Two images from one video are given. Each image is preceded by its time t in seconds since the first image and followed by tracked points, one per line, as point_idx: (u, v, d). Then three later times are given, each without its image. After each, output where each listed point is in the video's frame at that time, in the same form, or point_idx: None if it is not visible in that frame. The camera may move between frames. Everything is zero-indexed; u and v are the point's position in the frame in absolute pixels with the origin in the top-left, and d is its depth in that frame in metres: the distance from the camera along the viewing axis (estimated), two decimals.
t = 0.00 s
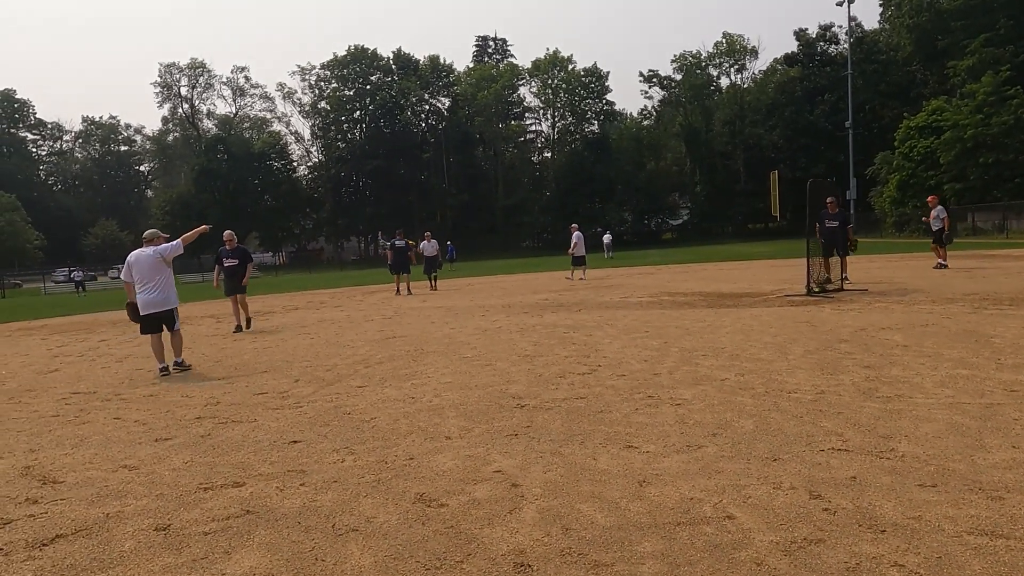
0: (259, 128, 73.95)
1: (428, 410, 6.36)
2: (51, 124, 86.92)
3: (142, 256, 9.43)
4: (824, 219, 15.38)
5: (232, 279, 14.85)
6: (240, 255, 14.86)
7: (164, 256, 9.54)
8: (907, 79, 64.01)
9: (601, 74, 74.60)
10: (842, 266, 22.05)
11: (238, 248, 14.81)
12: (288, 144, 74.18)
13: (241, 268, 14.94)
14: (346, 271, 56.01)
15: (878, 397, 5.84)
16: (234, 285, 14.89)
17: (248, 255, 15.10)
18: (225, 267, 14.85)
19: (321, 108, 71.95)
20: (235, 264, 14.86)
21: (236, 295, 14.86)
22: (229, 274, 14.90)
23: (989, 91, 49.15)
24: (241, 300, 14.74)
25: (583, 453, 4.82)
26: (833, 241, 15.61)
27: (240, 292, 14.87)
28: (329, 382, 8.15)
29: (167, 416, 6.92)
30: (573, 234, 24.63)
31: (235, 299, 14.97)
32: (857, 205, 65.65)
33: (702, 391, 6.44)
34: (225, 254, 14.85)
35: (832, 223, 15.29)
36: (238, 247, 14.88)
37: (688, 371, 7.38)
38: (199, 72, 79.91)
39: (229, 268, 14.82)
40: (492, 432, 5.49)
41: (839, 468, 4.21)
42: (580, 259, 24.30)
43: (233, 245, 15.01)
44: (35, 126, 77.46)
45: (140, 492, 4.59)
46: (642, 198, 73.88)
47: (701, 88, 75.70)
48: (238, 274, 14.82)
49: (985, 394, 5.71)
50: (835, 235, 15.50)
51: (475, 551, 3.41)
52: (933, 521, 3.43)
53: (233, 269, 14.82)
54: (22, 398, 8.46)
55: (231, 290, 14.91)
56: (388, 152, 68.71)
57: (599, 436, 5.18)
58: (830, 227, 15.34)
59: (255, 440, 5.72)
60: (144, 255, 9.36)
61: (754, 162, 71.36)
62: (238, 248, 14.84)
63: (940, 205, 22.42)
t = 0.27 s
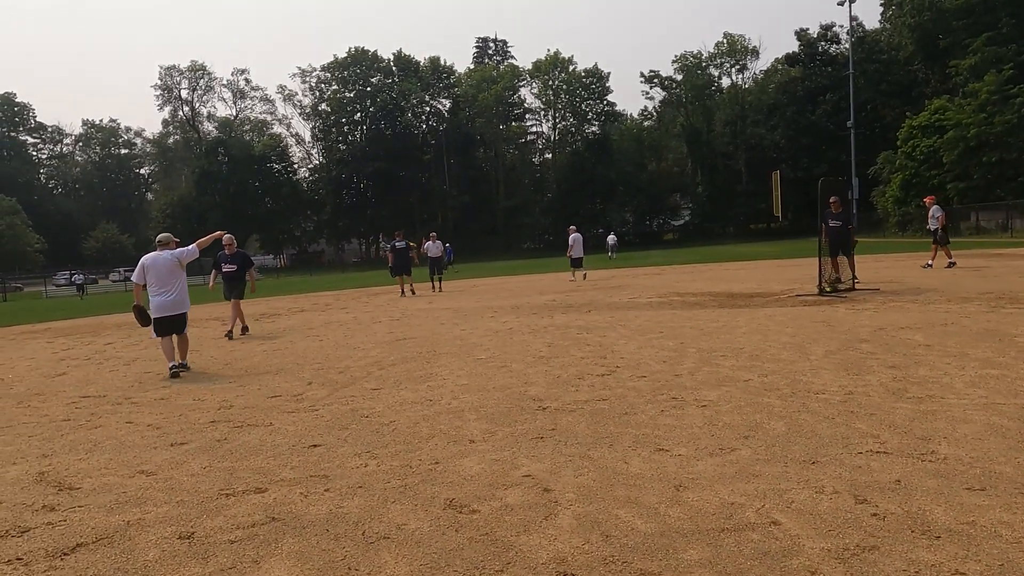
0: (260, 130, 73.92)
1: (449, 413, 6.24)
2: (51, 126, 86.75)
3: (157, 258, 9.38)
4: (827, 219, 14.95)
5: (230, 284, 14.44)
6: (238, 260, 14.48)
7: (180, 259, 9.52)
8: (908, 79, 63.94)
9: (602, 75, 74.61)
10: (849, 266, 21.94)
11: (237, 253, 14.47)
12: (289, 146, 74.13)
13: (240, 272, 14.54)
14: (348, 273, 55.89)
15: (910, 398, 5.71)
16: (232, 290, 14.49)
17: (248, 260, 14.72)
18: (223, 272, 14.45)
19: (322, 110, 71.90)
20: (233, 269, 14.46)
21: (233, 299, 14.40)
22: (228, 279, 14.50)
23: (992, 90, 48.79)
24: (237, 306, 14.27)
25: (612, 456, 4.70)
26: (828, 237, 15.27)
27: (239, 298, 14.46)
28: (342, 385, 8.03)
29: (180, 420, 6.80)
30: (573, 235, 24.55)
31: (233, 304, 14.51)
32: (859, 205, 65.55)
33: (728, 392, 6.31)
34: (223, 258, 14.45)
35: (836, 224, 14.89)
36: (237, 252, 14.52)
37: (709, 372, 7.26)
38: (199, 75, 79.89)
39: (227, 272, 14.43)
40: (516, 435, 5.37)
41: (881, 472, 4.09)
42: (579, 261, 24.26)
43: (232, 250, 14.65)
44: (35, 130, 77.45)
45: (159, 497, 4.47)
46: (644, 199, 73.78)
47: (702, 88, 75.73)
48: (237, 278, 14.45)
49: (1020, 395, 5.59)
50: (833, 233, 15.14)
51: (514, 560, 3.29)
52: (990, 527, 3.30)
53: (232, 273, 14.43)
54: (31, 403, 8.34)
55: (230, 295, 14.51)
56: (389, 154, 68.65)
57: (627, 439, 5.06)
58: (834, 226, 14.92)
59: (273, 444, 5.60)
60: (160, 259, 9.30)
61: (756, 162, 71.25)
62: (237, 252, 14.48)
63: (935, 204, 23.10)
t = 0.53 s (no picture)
0: (257, 131, 73.68)
1: (471, 415, 6.07)
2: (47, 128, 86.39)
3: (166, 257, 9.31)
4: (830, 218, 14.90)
5: (227, 284, 14.03)
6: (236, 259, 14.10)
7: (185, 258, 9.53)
8: (907, 79, 63.96)
9: (600, 76, 74.53)
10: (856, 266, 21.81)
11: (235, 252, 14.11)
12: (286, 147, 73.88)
13: (239, 272, 14.14)
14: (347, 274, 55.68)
15: (947, 400, 5.55)
16: (229, 290, 14.08)
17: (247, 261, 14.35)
18: (221, 272, 14.08)
19: (319, 110, 71.66)
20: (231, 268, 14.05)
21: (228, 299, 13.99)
22: (225, 279, 14.10)
23: (992, 89, 48.63)
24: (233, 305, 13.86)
25: (650, 461, 4.52)
26: (835, 237, 15.14)
27: (236, 298, 14.05)
28: (356, 386, 7.85)
29: (193, 424, 6.61)
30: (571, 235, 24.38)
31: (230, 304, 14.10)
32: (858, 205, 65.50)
33: (757, 393, 6.15)
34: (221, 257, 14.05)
35: (842, 223, 14.80)
36: (236, 251, 14.13)
37: (733, 373, 7.08)
38: (196, 76, 79.63)
39: (225, 272, 14.01)
40: (544, 438, 5.20)
41: (935, 476, 3.92)
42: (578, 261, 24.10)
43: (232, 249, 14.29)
44: (31, 131, 77.10)
45: (180, 506, 4.31)
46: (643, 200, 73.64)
47: (701, 89, 75.73)
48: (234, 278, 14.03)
49: None
50: (839, 233, 15.04)
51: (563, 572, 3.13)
52: None
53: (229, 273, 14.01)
54: (36, 406, 8.15)
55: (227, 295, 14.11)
56: (387, 155, 68.43)
57: (662, 442, 4.89)
58: (840, 225, 14.82)
59: (292, 449, 5.42)
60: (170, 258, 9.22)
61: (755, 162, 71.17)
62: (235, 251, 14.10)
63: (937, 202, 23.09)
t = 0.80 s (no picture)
0: (252, 132, 73.40)
1: (498, 422, 5.96)
2: (41, 130, 85.92)
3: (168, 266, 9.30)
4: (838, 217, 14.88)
5: (228, 291, 13.54)
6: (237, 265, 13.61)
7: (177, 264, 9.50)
8: (902, 78, 64.12)
9: (596, 76, 74.49)
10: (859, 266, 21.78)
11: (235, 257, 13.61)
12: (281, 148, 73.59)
13: (239, 278, 13.66)
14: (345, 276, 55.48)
15: (983, 404, 5.47)
16: (230, 297, 13.60)
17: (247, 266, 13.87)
18: (220, 278, 13.57)
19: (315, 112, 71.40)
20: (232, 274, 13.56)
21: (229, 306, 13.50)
22: (225, 285, 13.60)
23: (988, 89, 48.80)
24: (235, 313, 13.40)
25: (693, 469, 4.42)
26: (840, 238, 15.13)
27: (237, 306, 13.58)
28: (374, 392, 7.75)
29: (213, 431, 6.50)
30: (572, 236, 24.23)
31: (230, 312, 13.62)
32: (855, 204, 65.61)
33: (787, 398, 6.06)
34: (220, 263, 13.55)
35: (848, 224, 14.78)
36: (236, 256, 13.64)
37: (759, 376, 7.00)
38: (190, 77, 79.27)
39: (225, 278, 13.52)
40: (579, 446, 5.10)
41: (991, 486, 3.84)
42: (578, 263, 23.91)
43: (231, 254, 13.80)
44: (23, 133, 76.57)
45: (213, 519, 4.19)
46: (640, 200, 73.58)
47: (697, 89, 75.77)
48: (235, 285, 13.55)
49: None
50: (845, 234, 15.03)
51: None
52: None
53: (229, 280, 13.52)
54: (47, 413, 8.00)
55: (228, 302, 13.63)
56: (383, 155, 68.23)
57: (702, 449, 4.79)
58: (847, 226, 14.81)
59: (321, 458, 5.31)
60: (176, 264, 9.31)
61: (751, 162, 71.18)
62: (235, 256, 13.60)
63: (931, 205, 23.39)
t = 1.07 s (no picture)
0: (247, 133, 73.20)
1: (521, 421, 5.89)
2: (33, 131, 85.45)
3: (161, 267, 9.39)
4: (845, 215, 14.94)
5: (230, 290, 13.00)
6: (241, 264, 13.04)
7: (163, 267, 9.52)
8: (897, 78, 64.33)
9: (592, 76, 74.61)
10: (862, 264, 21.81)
11: (238, 256, 13.04)
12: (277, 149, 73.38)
13: (242, 276, 13.11)
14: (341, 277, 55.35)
15: (1015, 401, 5.41)
16: (233, 297, 13.09)
17: (250, 263, 13.32)
18: (222, 276, 12.99)
19: (310, 112, 71.25)
20: (235, 273, 13.00)
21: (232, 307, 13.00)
22: (227, 284, 13.05)
23: (983, 88, 48.98)
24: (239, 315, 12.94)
25: (732, 468, 4.35)
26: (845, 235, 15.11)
27: (240, 306, 13.08)
28: (390, 392, 7.66)
29: (230, 432, 6.40)
30: (573, 235, 24.16)
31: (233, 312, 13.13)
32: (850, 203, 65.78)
33: (812, 395, 6.02)
34: (222, 260, 12.94)
35: (853, 222, 14.82)
36: (239, 253, 13.06)
37: (781, 374, 6.94)
38: (184, 78, 79.04)
39: (228, 277, 12.95)
40: (610, 445, 5.03)
41: None
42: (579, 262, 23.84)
43: (232, 250, 13.20)
44: (16, 135, 76.21)
45: (244, 521, 4.10)
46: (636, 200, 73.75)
47: (693, 89, 75.97)
48: (239, 285, 13.02)
49: None
50: (849, 232, 15.02)
51: None
52: None
53: (233, 280, 12.97)
54: (59, 416, 7.91)
55: (230, 302, 13.12)
56: (379, 156, 68.13)
57: (737, 448, 4.72)
58: (852, 223, 14.80)
59: (346, 459, 5.22)
60: (172, 263, 9.55)
61: (747, 161, 71.33)
62: (239, 255, 13.03)
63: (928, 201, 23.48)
